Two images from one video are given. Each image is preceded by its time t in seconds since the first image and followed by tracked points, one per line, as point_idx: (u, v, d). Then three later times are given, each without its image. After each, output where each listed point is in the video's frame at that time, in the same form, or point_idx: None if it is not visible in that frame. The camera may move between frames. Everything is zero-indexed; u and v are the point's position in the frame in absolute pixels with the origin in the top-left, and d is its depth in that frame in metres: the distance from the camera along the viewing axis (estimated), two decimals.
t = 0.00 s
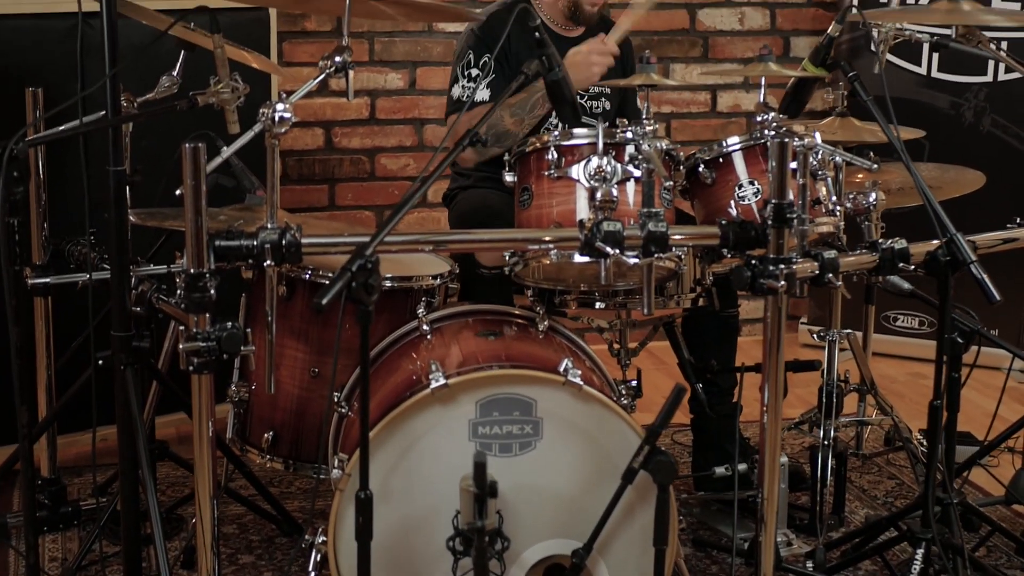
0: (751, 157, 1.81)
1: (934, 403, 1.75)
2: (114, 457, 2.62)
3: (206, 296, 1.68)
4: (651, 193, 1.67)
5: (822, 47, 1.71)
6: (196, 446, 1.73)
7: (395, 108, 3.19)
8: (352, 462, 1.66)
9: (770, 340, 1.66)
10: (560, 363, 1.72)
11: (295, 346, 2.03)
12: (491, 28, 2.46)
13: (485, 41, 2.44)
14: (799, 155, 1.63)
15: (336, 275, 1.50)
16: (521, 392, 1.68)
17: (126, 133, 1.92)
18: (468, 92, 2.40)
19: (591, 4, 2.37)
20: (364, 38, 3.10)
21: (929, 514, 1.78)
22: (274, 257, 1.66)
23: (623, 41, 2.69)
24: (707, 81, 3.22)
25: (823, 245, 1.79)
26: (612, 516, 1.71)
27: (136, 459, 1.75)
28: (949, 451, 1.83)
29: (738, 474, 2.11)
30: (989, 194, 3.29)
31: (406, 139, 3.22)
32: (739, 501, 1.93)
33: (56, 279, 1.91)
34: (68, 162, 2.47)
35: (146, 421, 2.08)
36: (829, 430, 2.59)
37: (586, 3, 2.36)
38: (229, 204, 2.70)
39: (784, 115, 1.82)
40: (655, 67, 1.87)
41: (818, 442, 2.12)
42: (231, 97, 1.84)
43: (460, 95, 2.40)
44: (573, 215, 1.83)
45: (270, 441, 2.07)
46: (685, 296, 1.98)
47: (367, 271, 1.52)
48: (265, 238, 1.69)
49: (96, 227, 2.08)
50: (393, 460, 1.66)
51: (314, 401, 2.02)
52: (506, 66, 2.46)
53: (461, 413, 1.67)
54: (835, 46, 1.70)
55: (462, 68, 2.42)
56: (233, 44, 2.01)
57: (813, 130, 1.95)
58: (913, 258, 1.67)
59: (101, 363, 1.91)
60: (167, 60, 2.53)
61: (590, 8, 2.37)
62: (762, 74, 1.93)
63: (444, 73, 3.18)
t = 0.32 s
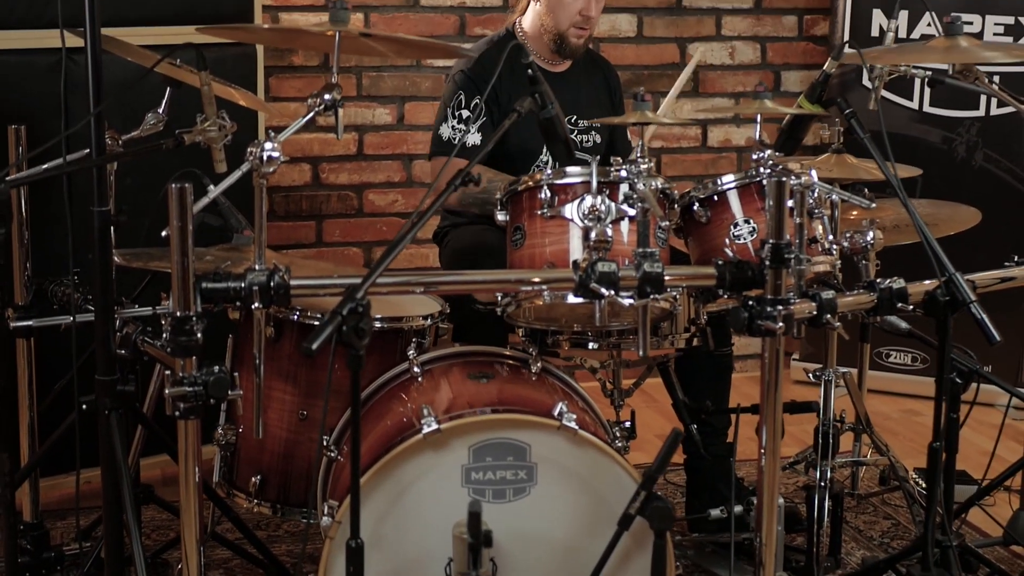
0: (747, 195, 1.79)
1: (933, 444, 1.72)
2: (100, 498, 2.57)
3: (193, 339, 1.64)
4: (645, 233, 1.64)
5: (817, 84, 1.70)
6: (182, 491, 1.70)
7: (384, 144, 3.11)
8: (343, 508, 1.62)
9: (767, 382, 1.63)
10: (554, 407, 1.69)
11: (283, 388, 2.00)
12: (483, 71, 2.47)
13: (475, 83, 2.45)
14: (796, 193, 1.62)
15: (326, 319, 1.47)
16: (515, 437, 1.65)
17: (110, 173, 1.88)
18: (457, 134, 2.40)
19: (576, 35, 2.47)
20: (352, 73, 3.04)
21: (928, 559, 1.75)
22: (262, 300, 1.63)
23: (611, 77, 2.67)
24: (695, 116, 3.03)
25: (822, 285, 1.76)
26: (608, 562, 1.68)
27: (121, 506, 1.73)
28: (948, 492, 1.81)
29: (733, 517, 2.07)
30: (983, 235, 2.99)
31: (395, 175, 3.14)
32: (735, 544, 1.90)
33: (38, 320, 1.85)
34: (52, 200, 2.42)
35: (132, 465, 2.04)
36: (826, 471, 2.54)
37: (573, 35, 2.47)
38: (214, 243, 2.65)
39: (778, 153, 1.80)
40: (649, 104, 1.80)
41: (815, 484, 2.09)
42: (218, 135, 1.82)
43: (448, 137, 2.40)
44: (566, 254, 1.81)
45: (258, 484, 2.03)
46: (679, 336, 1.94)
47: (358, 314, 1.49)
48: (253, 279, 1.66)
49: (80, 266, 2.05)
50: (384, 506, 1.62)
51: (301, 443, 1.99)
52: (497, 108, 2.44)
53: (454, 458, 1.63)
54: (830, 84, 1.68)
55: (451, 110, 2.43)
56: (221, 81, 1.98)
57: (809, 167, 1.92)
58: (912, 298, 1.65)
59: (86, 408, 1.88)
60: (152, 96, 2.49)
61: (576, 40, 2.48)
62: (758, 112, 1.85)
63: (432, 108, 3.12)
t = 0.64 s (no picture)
0: (742, 229, 1.76)
1: (934, 481, 1.68)
2: (83, 536, 2.51)
3: (179, 378, 1.61)
4: (641, 267, 1.63)
5: (814, 115, 1.67)
6: (168, 534, 1.66)
7: (370, 174, 3.05)
8: (333, 550, 1.58)
9: (765, 420, 1.60)
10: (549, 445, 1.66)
11: (271, 426, 1.96)
12: (473, 110, 2.45)
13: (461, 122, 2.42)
14: (793, 226, 1.60)
15: (317, 358, 1.44)
16: (510, 477, 1.61)
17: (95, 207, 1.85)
18: (450, 177, 2.38)
19: (560, 69, 2.45)
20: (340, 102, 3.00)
21: None
22: (249, 337, 1.59)
23: (600, 104, 2.63)
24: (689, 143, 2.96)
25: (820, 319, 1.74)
26: None
27: (105, 548, 1.68)
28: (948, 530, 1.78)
29: (729, 555, 2.03)
30: (976, 266, 2.92)
31: (382, 206, 3.08)
32: None
33: (21, 358, 1.81)
34: (35, 233, 2.38)
35: (115, 504, 2.00)
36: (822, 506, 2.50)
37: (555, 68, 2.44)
38: (202, 276, 2.61)
39: (775, 186, 1.77)
40: (644, 137, 1.75)
41: (812, 521, 2.05)
42: (205, 169, 1.78)
43: (441, 181, 2.38)
44: (560, 290, 1.78)
45: (245, 524, 1.98)
46: (672, 371, 1.92)
47: (349, 353, 1.46)
48: (241, 316, 1.62)
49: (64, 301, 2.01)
50: (376, 549, 1.58)
51: (289, 481, 1.95)
52: (488, 146, 2.40)
53: (447, 499, 1.60)
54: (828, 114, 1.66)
55: (442, 153, 2.41)
56: (207, 114, 1.95)
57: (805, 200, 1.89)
58: (912, 332, 1.62)
59: (69, 447, 1.83)
60: (139, 126, 2.46)
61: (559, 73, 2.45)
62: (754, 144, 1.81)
63: (420, 138, 3.07)
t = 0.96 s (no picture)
0: (740, 257, 1.74)
1: (937, 516, 1.64)
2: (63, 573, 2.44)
3: (165, 415, 1.56)
4: (639, 298, 1.59)
5: (812, 142, 1.67)
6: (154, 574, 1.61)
7: (355, 201, 3.00)
8: None
9: (767, 454, 1.57)
10: (545, 481, 1.63)
11: (258, 461, 1.91)
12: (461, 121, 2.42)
13: (449, 131, 2.39)
14: (794, 256, 1.56)
15: (309, 396, 1.40)
16: (505, 515, 1.57)
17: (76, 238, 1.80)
18: (432, 182, 2.33)
19: (547, 87, 2.42)
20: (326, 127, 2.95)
21: None
22: (237, 372, 1.55)
23: (592, 129, 2.60)
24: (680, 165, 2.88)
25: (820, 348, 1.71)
26: None
27: None
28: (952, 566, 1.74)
29: None
30: (977, 299, 2.71)
31: (367, 232, 3.03)
32: None
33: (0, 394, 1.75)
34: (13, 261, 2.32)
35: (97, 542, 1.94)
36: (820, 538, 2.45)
37: (543, 87, 2.42)
38: (187, 306, 2.56)
39: (773, 213, 1.75)
40: (641, 165, 1.72)
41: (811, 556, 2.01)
42: (190, 198, 1.74)
43: (424, 185, 2.33)
44: (555, 321, 1.74)
45: (230, 561, 1.92)
46: (668, 403, 1.88)
47: (342, 390, 1.42)
48: (228, 349, 1.58)
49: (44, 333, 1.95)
50: None
51: (275, 518, 1.90)
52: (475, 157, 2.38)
53: (441, 538, 1.55)
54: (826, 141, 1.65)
55: (424, 160, 2.36)
56: (192, 141, 1.91)
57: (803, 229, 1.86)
58: (914, 363, 1.59)
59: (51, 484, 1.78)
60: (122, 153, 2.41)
61: (547, 92, 2.42)
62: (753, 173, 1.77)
63: (405, 163, 3.02)
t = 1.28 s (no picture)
0: (739, 284, 1.71)
1: (942, 549, 1.60)
2: None
3: (148, 450, 1.51)
4: (637, 327, 1.55)
5: (812, 166, 1.62)
6: None
7: (339, 224, 2.94)
8: None
9: (769, 487, 1.53)
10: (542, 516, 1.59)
11: (242, 495, 1.86)
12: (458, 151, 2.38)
13: (446, 166, 2.35)
14: (796, 283, 1.52)
15: (299, 431, 1.35)
16: (502, 551, 1.54)
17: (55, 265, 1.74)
18: (431, 222, 2.30)
19: (543, 107, 2.40)
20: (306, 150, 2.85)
21: None
22: (223, 406, 1.49)
23: (589, 148, 2.56)
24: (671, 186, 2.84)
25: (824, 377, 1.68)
26: None
27: None
28: None
29: None
30: (978, 324, 2.62)
31: (351, 256, 2.97)
32: None
33: None
34: None
35: None
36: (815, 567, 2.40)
37: (539, 107, 2.40)
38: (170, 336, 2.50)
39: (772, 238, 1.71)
40: (639, 189, 1.68)
41: None
42: (174, 224, 1.69)
43: (422, 225, 2.30)
44: (550, 350, 1.69)
45: None
46: (664, 433, 1.84)
47: (334, 424, 1.37)
48: (214, 381, 1.52)
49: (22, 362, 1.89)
50: None
51: (260, 552, 1.85)
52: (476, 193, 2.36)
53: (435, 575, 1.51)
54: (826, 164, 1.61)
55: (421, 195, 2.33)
56: (176, 165, 1.86)
57: (802, 254, 1.83)
58: (918, 393, 1.56)
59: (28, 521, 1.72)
60: (102, 178, 2.35)
61: (543, 112, 2.40)
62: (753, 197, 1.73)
63: (391, 186, 2.97)
